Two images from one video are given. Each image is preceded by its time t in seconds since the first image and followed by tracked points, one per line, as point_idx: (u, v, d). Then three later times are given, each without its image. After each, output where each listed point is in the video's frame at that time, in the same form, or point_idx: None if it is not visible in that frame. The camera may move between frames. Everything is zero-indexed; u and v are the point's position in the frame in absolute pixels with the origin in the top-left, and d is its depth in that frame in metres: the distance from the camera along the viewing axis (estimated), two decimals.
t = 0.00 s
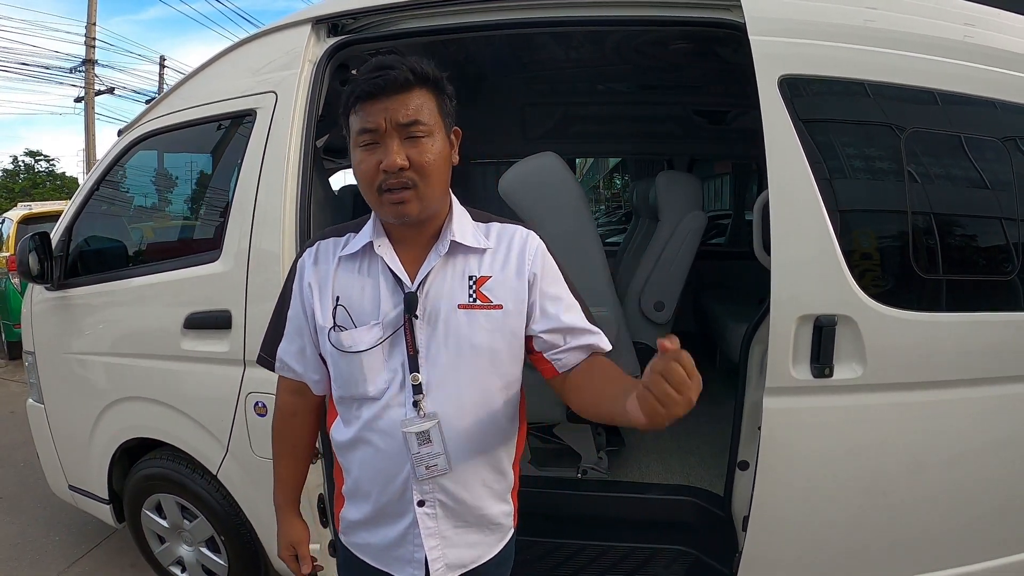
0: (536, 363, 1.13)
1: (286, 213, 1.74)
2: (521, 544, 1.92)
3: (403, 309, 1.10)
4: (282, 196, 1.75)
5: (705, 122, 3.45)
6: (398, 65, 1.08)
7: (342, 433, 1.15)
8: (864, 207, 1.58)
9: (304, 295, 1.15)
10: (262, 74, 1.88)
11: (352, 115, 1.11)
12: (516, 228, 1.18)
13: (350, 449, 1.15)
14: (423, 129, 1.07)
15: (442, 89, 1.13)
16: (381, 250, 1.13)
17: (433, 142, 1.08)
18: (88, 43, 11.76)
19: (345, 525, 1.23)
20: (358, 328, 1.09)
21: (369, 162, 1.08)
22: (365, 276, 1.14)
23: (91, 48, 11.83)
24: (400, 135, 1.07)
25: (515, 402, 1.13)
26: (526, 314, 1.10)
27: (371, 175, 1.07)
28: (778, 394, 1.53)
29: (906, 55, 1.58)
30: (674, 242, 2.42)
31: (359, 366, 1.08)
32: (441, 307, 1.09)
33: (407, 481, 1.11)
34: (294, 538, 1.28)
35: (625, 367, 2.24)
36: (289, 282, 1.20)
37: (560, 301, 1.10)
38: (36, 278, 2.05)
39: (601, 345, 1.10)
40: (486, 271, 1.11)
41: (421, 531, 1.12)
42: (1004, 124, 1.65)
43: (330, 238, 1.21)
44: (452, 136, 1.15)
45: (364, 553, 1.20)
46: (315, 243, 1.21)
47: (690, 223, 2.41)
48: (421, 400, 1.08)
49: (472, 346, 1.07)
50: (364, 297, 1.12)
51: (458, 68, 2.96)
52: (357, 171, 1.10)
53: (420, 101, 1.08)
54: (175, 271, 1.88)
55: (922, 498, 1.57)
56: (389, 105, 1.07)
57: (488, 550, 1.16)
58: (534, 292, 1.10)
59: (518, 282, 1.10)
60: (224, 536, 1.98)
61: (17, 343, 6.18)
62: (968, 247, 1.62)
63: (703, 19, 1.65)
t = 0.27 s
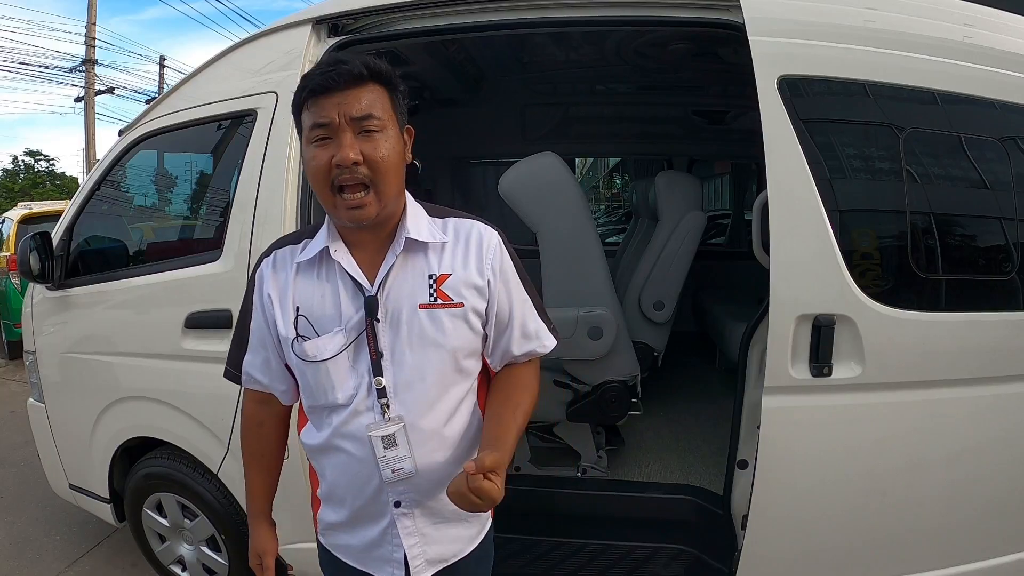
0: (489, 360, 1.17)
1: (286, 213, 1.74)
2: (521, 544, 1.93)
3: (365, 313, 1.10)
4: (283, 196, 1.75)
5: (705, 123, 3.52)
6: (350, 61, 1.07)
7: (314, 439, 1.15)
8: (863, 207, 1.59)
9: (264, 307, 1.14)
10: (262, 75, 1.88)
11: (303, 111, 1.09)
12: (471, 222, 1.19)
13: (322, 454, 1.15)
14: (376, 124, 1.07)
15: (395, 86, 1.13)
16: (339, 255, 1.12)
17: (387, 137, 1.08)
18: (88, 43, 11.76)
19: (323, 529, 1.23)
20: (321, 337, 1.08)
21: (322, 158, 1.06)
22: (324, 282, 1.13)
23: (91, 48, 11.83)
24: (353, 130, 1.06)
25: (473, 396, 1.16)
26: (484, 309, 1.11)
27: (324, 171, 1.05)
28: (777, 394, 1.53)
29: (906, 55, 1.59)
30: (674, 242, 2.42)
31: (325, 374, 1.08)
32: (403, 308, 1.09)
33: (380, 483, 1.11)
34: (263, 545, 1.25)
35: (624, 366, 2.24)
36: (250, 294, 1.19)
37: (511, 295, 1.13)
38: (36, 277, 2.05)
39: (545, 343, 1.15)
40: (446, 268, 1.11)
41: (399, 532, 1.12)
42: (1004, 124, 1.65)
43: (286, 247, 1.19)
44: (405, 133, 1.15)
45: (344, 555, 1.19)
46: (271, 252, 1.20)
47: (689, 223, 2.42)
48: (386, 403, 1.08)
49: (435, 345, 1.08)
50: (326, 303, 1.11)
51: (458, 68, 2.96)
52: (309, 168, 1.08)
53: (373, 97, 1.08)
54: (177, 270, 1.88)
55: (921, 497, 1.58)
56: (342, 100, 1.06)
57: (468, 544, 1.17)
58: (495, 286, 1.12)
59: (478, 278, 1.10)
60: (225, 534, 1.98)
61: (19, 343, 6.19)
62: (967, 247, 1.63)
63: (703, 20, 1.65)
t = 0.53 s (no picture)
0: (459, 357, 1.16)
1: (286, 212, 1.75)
2: (522, 543, 1.93)
3: (333, 312, 1.09)
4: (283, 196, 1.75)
5: (706, 121, 3.49)
6: (319, 61, 1.07)
7: (281, 440, 1.15)
8: (863, 207, 1.59)
9: (227, 310, 1.12)
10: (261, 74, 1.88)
11: (270, 109, 1.08)
12: (437, 219, 1.19)
13: (290, 456, 1.14)
14: (343, 124, 1.06)
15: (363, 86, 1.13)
16: (304, 255, 1.11)
17: (354, 137, 1.07)
18: (88, 43, 11.76)
19: (296, 532, 1.23)
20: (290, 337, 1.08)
21: (289, 157, 1.05)
22: (289, 282, 1.12)
23: (91, 48, 11.83)
24: (320, 130, 1.05)
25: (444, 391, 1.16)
26: (452, 305, 1.12)
27: (291, 171, 1.04)
28: (777, 393, 1.53)
29: (906, 55, 1.59)
30: (674, 241, 2.42)
31: (294, 375, 1.07)
32: (370, 306, 1.09)
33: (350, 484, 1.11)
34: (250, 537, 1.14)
35: (623, 366, 2.24)
36: (210, 297, 1.16)
37: (479, 290, 1.12)
38: (37, 276, 2.06)
39: (518, 338, 1.13)
40: (411, 266, 1.11)
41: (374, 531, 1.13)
42: (1004, 124, 1.65)
43: (250, 247, 1.18)
44: (373, 133, 1.14)
45: (320, 556, 1.20)
46: (233, 255, 1.18)
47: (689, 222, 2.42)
48: (351, 403, 1.08)
49: (403, 343, 1.08)
50: (293, 302, 1.11)
51: (457, 68, 2.96)
52: (275, 167, 1.07)
53: (341, 98, 1.08)
54: (177, 269, 1.88)
55: (921, 496, 1.58)
56: (309, 100, 1.06)
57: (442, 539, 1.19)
58: (462, 283, 1.12)
59: (443, 275, 1.11)
60: (225, 534, 1.98)
61: (19, 343, 6.19)
62: (967, 246, 1.63)
63: (703, 19, 1.65)
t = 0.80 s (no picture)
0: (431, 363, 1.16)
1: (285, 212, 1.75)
2: (522, 543, 1.93)
3: (315, 308, 1.08)
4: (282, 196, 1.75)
5: (707, 123, 3.52)
6: (304, 66, 1.06)
7: (257, 436, 1.13)
8: (863, 206, 1.59)
9: (207, 299, 1.09)
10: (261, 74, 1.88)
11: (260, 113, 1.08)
12: (421, 225, 1.19)
13: (267, 452, 1.13)
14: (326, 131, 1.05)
15: (353, 90, 1.11)
16: (291, 249, 1.11)
17: (337, 144, 1.06)
18: (88, 43, 11.75)
19: (272, 532, 1.21)
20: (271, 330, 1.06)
21: (272, 162, 1.05)
22: (274, 275, 1.11)
23: (91, 47, 11.82)
24: (302, 136, 1.05)
25: (417, 396, 1.16)
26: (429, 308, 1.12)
27: (272, 176, 1.04)
28: (777, 392, 1.53)
29: (906, 54, 1.59)
30: (674, 241, 2.42)
31: (273, 368, 1.05)
32: (350, 305, 1.09)
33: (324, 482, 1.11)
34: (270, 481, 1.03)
35: (624, 365, 2.24)
36: (190, 286, 1.13)
37: (452, 298, 1.13)
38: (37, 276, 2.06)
39: (484, 350, 1.14)
40: (393, 267, 1.11)
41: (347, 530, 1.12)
42: (1004, 124, 1.65)
43: (235, 238, 1.16)
44: (360, 138, 1.13)
45: (293, 558, 1.19)
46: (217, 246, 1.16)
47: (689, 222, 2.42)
48: (329, 401, 1.08)
49: (383, 342, 1.08)
50: (275, 296, 1.09)
51: (458, 67, 2.96)
52: (261, 170, 1.07)
53: (325, 104, 1.06)
54: (176, 269, 1.88)
55: (921, 496, 1.58)
56: (293, 105, 1.05)
57: (416, 539, 1.19)
58: (441, 288, 1.12)
59: (424, 277, 1.11)
60: (226, 533, 1.98)
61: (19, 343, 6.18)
62: (967, 246, 1.63)
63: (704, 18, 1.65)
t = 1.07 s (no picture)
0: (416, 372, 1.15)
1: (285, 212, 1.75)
2: (522, 543, 1.93)
3: (302, 318, 1.08)
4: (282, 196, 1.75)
5: (707, 123, 3.53)
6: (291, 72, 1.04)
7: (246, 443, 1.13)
8: (863, 207, 1.59)
9: (197, 305, 1.10)
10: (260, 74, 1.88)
11: (250, 117, 1.08)
12: (411, 232, 1.19)
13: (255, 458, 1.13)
14: (312, 140, 1.04)
15: (342, 96, 1.09)
16: (277, 258, 1.11)
17: (323, 153, 1.05)
18: (88, 42, 11.75)
19: (261, 533, 1.22)
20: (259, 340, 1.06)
21: (259, 170, 1.05)
22: (263, 285, 1.11)
23: (91, 47, 11.81)
24: (288, 145, 1.04)
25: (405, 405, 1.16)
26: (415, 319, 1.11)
27: (259, 184, 1.05)
28: (777, 392, 1.53)
29: (906, 55, 1.59)
30: (673, 241, 2.42)
31: (261, 380, 1.06)
32: (338, 315, 1.09)
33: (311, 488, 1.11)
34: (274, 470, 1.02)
35: (624, 366, 2.24)
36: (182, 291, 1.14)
37: (439, 309, 1.12)
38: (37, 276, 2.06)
39: (470, 363, 1.13)
40: (380, 278, 1.10)
41: (334, 533, 1.12)
42: (1004, 124, 1.65)
43: (227, 245, 1.17)
44: (349, 144, 1.11)
45: (281, 559, 1.19)
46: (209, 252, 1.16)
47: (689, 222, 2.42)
48: (315, 409, 1.08)
49: (368, 353, 1.08)
50: (264, 305, 1.10)
51: (458, 67, 2.96)
52: (250, 176, 1.08)
53: (312, 111, 1.05)
54: (175, 269, 1.88)
55: (921, 496, 1.58)
56: (279, 113, 1.03)
57: (406, 542, 1.18)
58: (426, 296, 1.12)
59: (410, 288, 1.10)
60: (225, 534, 1.98)
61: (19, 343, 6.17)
62: (967, 246, 1.63)
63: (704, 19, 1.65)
